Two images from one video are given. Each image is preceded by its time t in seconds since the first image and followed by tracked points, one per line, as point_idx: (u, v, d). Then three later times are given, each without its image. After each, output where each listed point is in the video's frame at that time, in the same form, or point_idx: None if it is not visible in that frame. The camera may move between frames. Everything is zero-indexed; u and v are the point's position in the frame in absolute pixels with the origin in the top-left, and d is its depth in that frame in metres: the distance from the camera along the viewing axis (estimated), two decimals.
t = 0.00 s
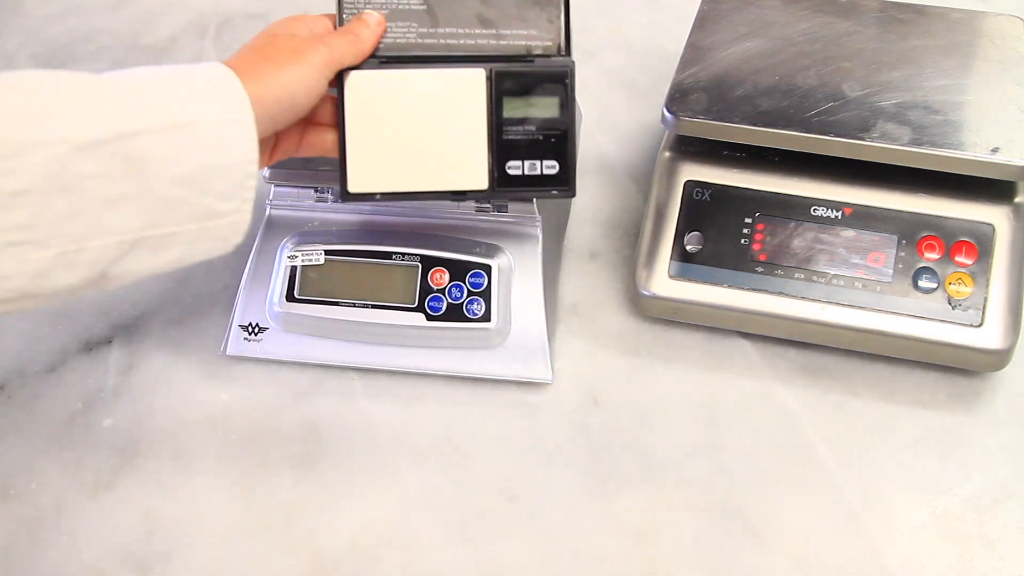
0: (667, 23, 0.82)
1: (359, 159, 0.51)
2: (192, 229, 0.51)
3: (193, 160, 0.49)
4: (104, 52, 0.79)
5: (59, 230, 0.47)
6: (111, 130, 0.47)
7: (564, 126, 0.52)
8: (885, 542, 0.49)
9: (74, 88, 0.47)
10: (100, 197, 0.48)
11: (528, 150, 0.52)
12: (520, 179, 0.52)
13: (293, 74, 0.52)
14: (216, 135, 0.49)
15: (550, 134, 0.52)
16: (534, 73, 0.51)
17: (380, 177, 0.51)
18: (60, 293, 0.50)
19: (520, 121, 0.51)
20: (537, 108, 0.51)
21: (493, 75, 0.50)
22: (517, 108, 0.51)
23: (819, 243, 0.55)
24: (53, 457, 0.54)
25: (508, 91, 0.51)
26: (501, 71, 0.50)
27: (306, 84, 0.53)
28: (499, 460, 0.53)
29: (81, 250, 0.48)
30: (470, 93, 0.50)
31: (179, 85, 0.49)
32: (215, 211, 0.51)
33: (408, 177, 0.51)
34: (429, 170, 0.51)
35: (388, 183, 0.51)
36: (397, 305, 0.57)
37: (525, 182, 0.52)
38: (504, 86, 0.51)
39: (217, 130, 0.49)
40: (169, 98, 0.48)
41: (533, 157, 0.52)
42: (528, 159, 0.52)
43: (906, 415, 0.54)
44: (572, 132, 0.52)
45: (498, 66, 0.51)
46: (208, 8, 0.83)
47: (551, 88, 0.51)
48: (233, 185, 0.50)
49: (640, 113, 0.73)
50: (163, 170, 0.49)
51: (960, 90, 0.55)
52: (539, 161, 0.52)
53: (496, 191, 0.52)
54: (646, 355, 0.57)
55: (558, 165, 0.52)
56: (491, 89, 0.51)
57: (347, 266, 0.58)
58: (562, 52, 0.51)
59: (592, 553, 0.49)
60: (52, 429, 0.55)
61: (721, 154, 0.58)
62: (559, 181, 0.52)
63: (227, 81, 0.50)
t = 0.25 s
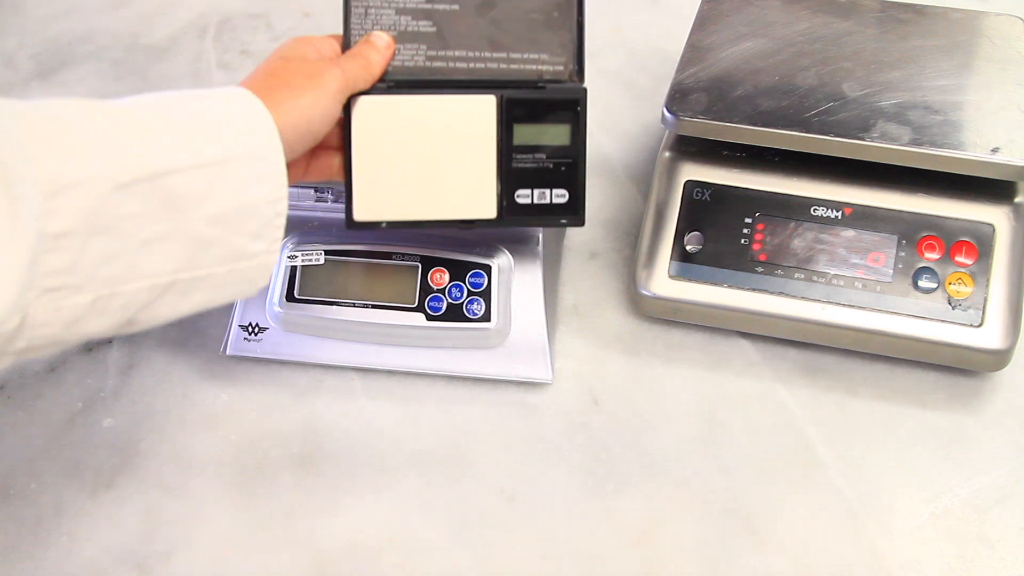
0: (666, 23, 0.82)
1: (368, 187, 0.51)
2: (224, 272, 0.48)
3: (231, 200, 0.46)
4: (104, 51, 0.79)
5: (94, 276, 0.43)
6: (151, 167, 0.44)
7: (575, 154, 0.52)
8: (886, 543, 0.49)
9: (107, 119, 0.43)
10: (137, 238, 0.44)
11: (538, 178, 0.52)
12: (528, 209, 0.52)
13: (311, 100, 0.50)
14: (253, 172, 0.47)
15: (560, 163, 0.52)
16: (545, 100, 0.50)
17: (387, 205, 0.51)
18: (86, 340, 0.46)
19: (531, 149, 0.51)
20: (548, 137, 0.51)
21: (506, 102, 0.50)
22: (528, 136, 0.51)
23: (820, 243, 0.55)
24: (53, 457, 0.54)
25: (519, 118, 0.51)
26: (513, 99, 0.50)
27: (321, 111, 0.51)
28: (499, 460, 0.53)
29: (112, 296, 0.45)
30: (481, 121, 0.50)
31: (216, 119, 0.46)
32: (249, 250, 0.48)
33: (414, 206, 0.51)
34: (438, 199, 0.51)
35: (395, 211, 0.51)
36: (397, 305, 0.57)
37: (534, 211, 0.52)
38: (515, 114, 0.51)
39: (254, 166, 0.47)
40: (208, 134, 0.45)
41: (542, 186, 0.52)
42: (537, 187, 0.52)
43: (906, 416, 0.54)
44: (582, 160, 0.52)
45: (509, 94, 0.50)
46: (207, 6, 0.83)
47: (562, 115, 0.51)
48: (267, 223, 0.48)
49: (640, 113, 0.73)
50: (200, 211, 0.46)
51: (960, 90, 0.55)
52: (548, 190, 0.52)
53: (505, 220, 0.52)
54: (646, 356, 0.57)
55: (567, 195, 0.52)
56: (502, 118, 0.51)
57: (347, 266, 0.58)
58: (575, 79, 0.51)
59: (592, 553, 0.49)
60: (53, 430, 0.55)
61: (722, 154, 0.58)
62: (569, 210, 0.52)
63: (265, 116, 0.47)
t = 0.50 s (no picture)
0: (667, 23, 0.82)
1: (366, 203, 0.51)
2: (224, 275, 0.48)
3: (230, 202, 0.46)
4: (104, 52, 0.79)
5: (99, 283, 0.43)
6: (152, 170, 0.43)
7: (563, 147, 0.52)
8: (885, 542, 0.49)
9: (107, 122, 0.43)
10: (141, 242, 0.44)
11: (532, 171, 0.51)
12: (526, 202, 0.51)
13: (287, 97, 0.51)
14: (252, 175, 0.47)
15: (550, 154, 0.52)
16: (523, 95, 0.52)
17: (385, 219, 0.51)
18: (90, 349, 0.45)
19: (520, 145, 0.52)
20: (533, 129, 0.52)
21: (486, 103, 0.52)
22: (513, 130, 0.52)
23: (820, 243, 0.55)
24: (53, 457, 0.54)
25: (504, 118, 0.52)
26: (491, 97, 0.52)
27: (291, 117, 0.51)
28: (499, 460, 0.53)
29: (116, 303, 0.44)
30: (465, 125, 0.52)
31: (215, 120, 0.46)
32: (247, 252, 0.48)
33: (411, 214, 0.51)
34: (434, 207, 0.51)
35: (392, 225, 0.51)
36: (397, 305, 0.57)
37: (532, 203, 0.51)
38: (499, 115, 0.52)
39: (251, 169, 0.47)
40: (208, 135, 0.45)
41: (538, 179, 0.52)
42: (532, 181, 0.52)
43: (906, 415, 0.54)
44: (572, 151, 0.52)
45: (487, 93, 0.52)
46: (208, 6, 0.84)
47: (545, 110, 0.52)
48: (262, 224, 0.48)
49: (640, 113, 0.73)
50: (202, 213, 0.46)
51: (960, 90, 0.55)
52: (544, 182, 0.52)
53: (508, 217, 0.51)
54: (646, 355, 0.57)
55: (564, 185, 0.52)
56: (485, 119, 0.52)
57: (348, 266, 0.58)
58: (549, 77, 0.52)
59: (591, 553, 0.49)
60: (53, 429, 0.55)
61: (722, 154, 0.58)
62: (567, 199, 0.52)
63: (262, 118, 0.48)
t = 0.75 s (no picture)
0: (667, 23, 0.82)
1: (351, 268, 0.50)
2: (221, 323, 0.49)
3: (226, 252, 0.47)
4: (104, 51, 0.79)
5: (100, 330, 0.44)
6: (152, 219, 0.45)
7: (562, 240, 0.50)
8: (885, 542, 0.49)
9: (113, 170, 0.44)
10: (140, 289, 0.45)
11: (524, 261, 0.50)
12: (512, 293, 0.50)
13: (296, 149, 0.50)
14: (248, 224, 0.48)
15: (550, 248, 0.50)
16: (530, 181, 0.49)
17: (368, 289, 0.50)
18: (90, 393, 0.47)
19: (517, 233, 0.50)
20: (537, 220, 0.50)
21: (496, 183, 0.49)
22: (514, 217, 0.49)
23: (820, 243, 0.55)
24: (53, 456, 0.54)
25: (507, 201, 0.49)
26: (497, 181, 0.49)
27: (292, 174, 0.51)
28: (499, 460, 0.53)
29: (116, 349, 0.45)
30: (467, 206, 0.50)
31: (219, 168, 0.47)
32: (243, 301, 0.49)
33: (396, 290, 0.50)
34: (420, 284, 0.50)
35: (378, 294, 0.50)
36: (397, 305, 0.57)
37: (519, 292, 0.50)
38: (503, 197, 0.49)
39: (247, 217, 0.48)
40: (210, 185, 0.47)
41: (528, 270, 0.50)
42: (523, 269, 0.50)
43: (906, 415, 0.54)
44: (569, 246, 0.50)
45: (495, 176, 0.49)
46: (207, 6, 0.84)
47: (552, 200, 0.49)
48: (258, 275, 0.49)
49: (640, 113, 0.73)
50: (200, 261, 0.47)
51: (960, 90, 0.55)
52: (534, 274, 0.50)
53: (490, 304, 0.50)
54: (646, 356, 0.57)
55: (552, 279, 0.50)
56: (488, 198, 0.49)
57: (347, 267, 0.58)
58: (562, 165, 0.50)
59: (591, 552, 0.49)
60: (52, 429, 0.55)
61: (722, 154, 0.58)
62: (555, 295, 0.50)
63: (262, 165, 0.49)
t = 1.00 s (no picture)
0: (667, 23, 0.82)
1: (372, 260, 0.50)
2: (234, 337, 0.47)
3: (244, 264, 0.45)
4: (104, 51, 0.79)
5: (112, 347, 0.42)
6: (166, 233, 0.42)
7: (575, 215, 0.50)
8: (885, 542, 0.49)
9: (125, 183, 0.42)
10: (153, 307, 0.42)
11: (540, 238, 0.50)
12: (534, 273, 0.50)
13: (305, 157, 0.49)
14: (264, 235, 0.45)
15: (563, 224, 0.50)
16: (540, 155, 0.49)
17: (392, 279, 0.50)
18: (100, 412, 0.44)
19: (532, 211, 0.50)
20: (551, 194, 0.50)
21: (507, 166, 0.48)
22: (529, 194, 0.50)
23: (819, 243, 0.55)
24: (53, 456, 0.54)
25: (520, 181, 0.49)
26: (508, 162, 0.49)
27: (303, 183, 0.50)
28: (499, 460, 0.53)
29: (128, 366, 0.43)
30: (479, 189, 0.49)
31: (232, 176, 0.45)
32: (258, 313, 0.46)
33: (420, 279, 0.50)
34: (442, 272, 0.50)
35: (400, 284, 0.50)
36: (397, 305, 0.55)
37: (540, 271, 0.51)
38: (514, 179, 0.49)
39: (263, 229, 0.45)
40: (224, 195, 0.44)
41: (545, 248, 0.50)
42: (540, 248, 0.50)
43: (906, 415, 0.54)
44: (583, 220, 0.50)
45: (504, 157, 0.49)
46: (207, 7, 0.84)
47: (563, 175, 0.50)
48: (274, 287, 0.46)
49: (640, 113, 0.73)
50: (214, 274, 0.44)
51: (960, 90, 0.55)
52: (552, 251, 0.50)
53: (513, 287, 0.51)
54: (646, 356, 0.57)
55: (570, 254, 0.51)
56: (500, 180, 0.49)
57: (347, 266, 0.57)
58: (571, 137, 0.49)
59: (591, 553, 0.49)
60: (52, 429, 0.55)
61: (722, 154, 0.58)
62: (574, 270, 0.51)
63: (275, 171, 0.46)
